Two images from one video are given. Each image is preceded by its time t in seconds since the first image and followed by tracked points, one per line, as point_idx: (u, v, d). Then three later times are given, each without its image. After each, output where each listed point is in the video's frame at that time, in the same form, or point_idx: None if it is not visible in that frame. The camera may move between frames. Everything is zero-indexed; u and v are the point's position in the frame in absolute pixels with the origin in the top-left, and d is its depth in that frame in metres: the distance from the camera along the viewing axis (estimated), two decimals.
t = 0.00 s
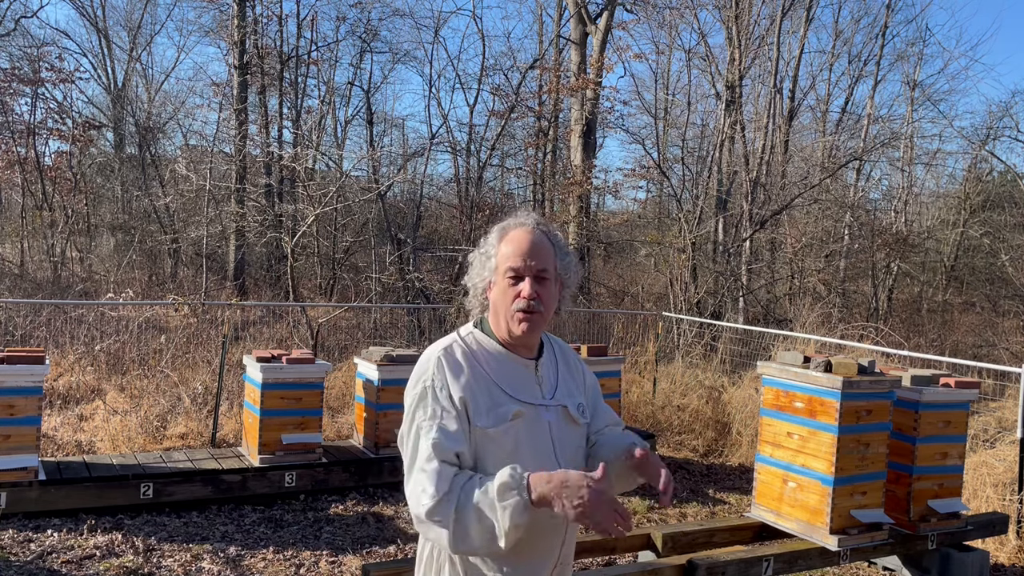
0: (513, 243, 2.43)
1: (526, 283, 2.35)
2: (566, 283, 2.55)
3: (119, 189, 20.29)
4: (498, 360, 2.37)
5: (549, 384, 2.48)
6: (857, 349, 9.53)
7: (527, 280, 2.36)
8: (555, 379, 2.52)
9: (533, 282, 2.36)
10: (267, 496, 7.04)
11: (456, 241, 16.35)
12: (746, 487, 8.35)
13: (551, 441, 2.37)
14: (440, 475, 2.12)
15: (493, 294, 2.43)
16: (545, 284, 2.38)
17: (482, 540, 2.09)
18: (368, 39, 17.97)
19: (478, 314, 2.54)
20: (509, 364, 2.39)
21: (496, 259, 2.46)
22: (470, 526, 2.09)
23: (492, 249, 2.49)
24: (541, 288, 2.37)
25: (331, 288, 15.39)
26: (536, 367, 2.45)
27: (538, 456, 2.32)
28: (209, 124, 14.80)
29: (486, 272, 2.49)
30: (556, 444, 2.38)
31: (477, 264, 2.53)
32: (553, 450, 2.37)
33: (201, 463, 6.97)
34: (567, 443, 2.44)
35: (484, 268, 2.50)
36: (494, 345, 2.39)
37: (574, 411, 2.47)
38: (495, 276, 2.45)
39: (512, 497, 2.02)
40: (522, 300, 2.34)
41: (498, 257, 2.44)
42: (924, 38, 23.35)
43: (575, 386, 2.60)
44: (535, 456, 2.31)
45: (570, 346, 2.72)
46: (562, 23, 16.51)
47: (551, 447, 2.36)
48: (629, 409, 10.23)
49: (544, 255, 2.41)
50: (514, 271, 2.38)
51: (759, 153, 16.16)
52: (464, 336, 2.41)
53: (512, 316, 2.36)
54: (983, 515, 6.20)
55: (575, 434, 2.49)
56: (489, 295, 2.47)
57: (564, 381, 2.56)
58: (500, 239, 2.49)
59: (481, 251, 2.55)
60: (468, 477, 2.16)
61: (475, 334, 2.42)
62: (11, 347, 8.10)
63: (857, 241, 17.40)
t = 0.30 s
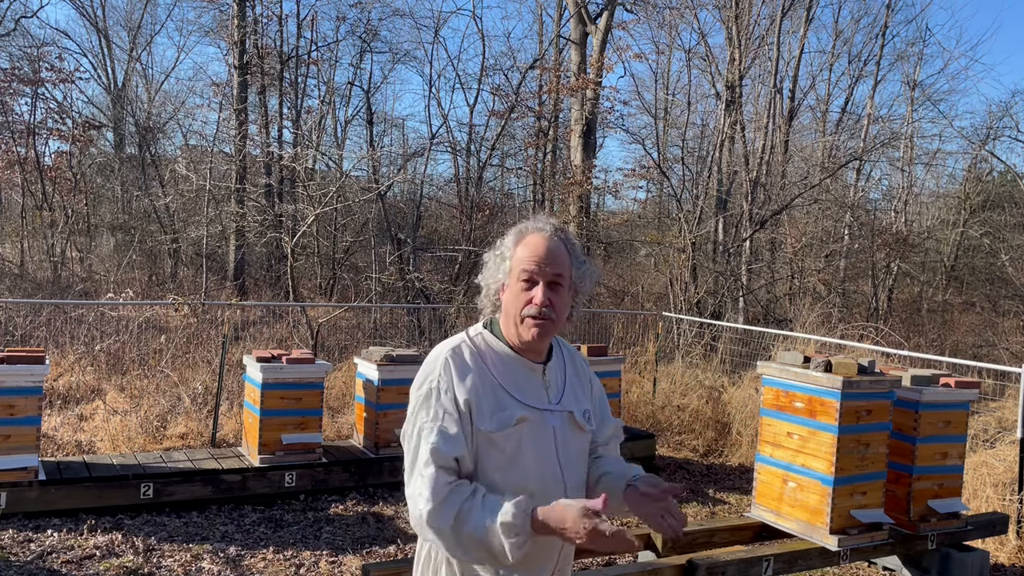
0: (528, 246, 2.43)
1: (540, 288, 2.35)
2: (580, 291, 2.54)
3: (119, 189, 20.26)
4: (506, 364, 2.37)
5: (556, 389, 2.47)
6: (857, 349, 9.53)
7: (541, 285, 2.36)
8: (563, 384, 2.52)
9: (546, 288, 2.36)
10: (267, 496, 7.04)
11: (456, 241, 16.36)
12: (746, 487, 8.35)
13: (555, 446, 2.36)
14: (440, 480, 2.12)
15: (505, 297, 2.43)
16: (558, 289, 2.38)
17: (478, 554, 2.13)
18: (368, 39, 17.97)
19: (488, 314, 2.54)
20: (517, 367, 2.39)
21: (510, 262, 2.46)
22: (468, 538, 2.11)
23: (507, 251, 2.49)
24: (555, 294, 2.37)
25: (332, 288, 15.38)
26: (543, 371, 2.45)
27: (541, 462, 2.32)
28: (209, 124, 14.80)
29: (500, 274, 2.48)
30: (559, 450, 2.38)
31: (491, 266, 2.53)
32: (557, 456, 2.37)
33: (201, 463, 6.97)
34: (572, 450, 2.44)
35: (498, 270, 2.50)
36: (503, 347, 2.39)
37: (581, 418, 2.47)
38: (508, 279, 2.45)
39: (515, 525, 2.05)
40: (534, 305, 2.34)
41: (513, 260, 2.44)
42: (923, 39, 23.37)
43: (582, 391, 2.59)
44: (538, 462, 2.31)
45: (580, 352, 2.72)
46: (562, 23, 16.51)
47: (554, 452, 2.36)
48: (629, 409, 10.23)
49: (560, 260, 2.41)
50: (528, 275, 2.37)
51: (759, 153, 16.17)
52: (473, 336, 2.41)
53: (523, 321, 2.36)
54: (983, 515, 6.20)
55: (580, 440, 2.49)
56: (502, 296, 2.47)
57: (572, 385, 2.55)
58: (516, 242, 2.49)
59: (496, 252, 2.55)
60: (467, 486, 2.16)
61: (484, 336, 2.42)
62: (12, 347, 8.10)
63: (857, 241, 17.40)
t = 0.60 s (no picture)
0: (548, 262, 2.42)
1: (555, 306, 2.35)
2: (597, 309, 2.53)
3: (119, 189, 20.26)
4: (513, 375, 2.37)
5: (562, 402, 2.46)
6: (857, 349, 9.53)
7: (556, 303, 2.36)
8: (570, 397, 2.50)
9: (561, 307, 2.36)
10: (267, 496, 7.05)
11: (456, 241, 16.37)
12: (746, 487, 8.36)
13: (554, 463, 2.36)
14: (426, 492, 2.14)
15: (519, 308, 2.43)
16: (574, 309, 2.38)
17: None
18: (368, 39, 17.97)
19: (502, 321, 2.54)
20: (524, 380, 2.38)
21: (528, 275, 2.46)
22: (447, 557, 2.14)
23: (526, 264, 2.49)
24: (569, 313, 2.37)
25: (332, 288, 15.38)
26: (551, 384, 2.44)
27: (538, 477, 2.32)
28: (209, 123, 14.81)
29: (517, 286, 2.49)
30: (559, 466, 2.37)
31: (510, 276, 2.53)
32: (556, 472, 2.36)
33: (201, 463, 6.97)
34: (572, 465, 2.43)
35: (516, 282, 2.50)
36: (511, 358, 2.38)
37: (585, 434, 2.46)
38: (524, 292, 2.45)
39: (488, 564, 2.09)
40: (547, 323, 2.33)
41: (530, 274, 2.45)
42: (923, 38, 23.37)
43: (589, 404, 2.58)
44: (534, 478, 2.31)
45: (594, 364, 2.70)
46: (562, 23, 16.50)
47: (553, 467, 2.35)
48: (629, 410, 10.23)
49: (578, 279, 2.40)
50: (544, 291, 2.37)
51: (759, 153, 16.18)
52: (482, 343, 2.41)
53: (534, 336, 2.35)
54: (983, 515, 6.20)
55: (583, 456, 2.48)
56: (516, 308, 2.47)
57: (579, 399, 2.54)
58: (536, 255, 2.48)
59: (516, 263, 2.55)
60: (451, 503, 2.18)
61: (494, 343, 2.42)
62: (12, 347, 8.11)
63: (857, 241, 17.41)
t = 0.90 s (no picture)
0: (535, 251, 2.44)
1: (546, 293, 2.36)
2: (589, 295, 2.53)
3: (119, 189, 20.26)
4: (510, 368, 2.38)
5: (561, 397, 2.47)
6: (857, 349, 9.54)
7: (547, 290, 2.36)
8: (570, 392, 2.51)
9: (552, 294, 2.37)
10: (268, 496, 7.05)
11: (456, 241, 16.38)
12: (746, 487, 8.36)
13: (554, 457, 2.36)
14: (421, 484, 2.18)
15: (511, 301, 2.45)
16: (565, 296, 2.38)
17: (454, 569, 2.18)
18: (368, 39, 17.96)
19: (497, 317, 2.55)
20: (521, 373, 2.39)
21: (517, 266, 2.47)
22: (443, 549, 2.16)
23: (513, 256, 2.50)
24: (560, 300, 2.37)
25: (332, 288, 15.38)
26: (550, 378, 2.44)
27: (537, 471, 2.32)
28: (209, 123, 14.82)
29: (507, 279, 2.50)
30: (560, 460, 2.37)
31: (498, 270, 2.54)
32: (556, 466, 2.36)
33: (201, 463, 6.97)
34: (574, 460, 2.42)
35: (505, 275, 2.52)
36: (507, 351, 2.39)
37: (587, 428, 2.45)
38: (515, 284, 2.46)
39: (484, 555, 2.10)
40: (540, 311, 2.34)
41: (519, 264, 2.46)
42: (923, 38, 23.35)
43: (592, 400, 2.58)
44: (533, 471, 2.31)
45: (596, 360, 2.70)
46: (562, 23, 16.49)
47: (552, 461, 2.35)
48: (629, 410, 10.23)
49: (567, 265, 2.41)
50: (534, 279, 2.39)
51: (759, 153, 16.17)
52: (478, 338, 2.42)
53: (528, 326, 2.36)
54: (983, 515, 6.20)
55: (585, 451, 2.48)
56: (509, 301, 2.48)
57: (580, 394, 2.54)
58: (523, 245, 2.50)
59: (504, 257, 2.56)
60: (447, 496, 2.21)
61: (490, 339, 2.43)
62: (12, 347, 8.12)
63: (857, 241, 17.42)
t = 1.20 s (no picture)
0: (517, 250, 2.45)
1: (529, 291, 2.37)
2: (577, 291, 2.53)
3: (119, 189, 20.20)
4: (501, 367, 2.38)
5: (556, 395, 2.46)
6: (857, 349, 9.54)
7: (530, 288, 2.37)
8: (566, 391, 2.50)
9: (536, 291, 2.38)
10: (268, 496, 7.04)
11: (456, 241, 16.37)
12: (746, 487, 8.36)
13: (548, 455, 2.35)
14: (413, 483, 2.19)
15: (499, 301, 2.46)
16: (548, 293, 2.39)
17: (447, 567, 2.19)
18: (368, 38, 17.93)
19: (489, 319, 2.56)
20: (513, 372, 2.39)
21: (502, 266, 2.48)
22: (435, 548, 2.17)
23: (499, 256, 2.52)
24: (544, 297, 2.38)
25: (332, 288, 15.37)
26: (542, 376, 2.44)
27: (529, 470, 2.32)
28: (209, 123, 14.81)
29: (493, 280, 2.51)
30: (553, 459, 2.37)
31: (486, 272, 2.55)
32: (550, 465, 2.36)
33: (201, 463, 6.97)
34: (569, 459, 2.41)
35: (492, 276, 2.53)
36: (497, 350, 2.40)
37: (581, 426, 2.44)
38: (501, 284, 2.47)
39: (474, 552, 2.10)
40: (524, 309, 2.35)
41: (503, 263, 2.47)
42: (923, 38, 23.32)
43: (588, 398, 2.57)
44: (526, 470, 2.31)
45: (594, 358, 2.69)
46: (562, 23, 16.49)
47: (546, 459, 2.35)
48: (629, 409, 10.23)
49: (549, 263, 2.41)
50: (517, 278, 2.40)
51: (759, 153, 16.16)
52: (470, 340, 2.43)
53: (515, 325, 2.37)
54: (983, 515, 6.20)
55: (581, 449, 2.47)
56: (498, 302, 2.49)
57: (576, 392, 2.53)
58: (507, 246, 2.51)
59: (491, 257, 2.57)
60: (439, 495, 2.21)
61: (482, 340, 2.44)
62: (12, 347, 8.11)
63: (857, 241, 17.43)
